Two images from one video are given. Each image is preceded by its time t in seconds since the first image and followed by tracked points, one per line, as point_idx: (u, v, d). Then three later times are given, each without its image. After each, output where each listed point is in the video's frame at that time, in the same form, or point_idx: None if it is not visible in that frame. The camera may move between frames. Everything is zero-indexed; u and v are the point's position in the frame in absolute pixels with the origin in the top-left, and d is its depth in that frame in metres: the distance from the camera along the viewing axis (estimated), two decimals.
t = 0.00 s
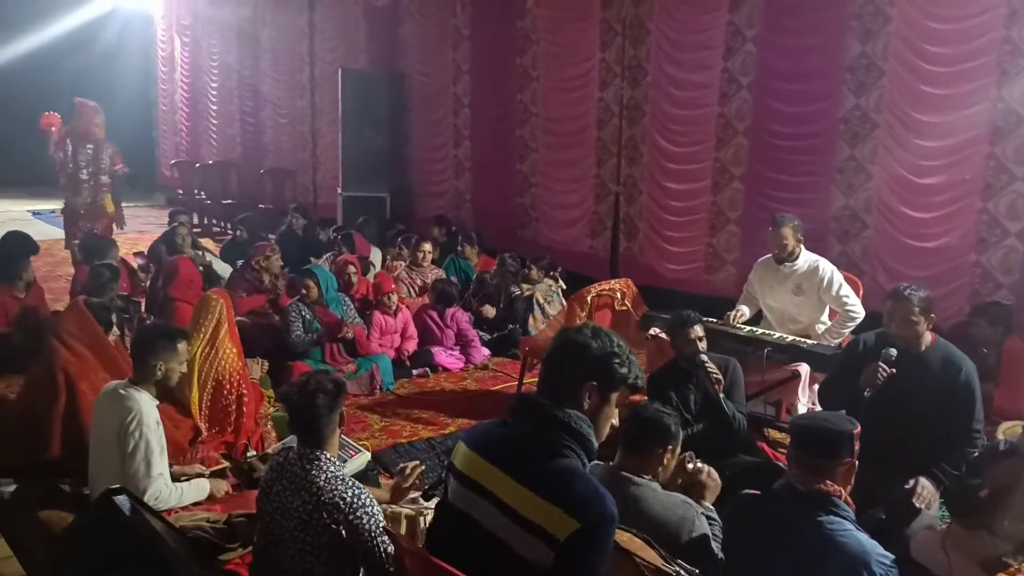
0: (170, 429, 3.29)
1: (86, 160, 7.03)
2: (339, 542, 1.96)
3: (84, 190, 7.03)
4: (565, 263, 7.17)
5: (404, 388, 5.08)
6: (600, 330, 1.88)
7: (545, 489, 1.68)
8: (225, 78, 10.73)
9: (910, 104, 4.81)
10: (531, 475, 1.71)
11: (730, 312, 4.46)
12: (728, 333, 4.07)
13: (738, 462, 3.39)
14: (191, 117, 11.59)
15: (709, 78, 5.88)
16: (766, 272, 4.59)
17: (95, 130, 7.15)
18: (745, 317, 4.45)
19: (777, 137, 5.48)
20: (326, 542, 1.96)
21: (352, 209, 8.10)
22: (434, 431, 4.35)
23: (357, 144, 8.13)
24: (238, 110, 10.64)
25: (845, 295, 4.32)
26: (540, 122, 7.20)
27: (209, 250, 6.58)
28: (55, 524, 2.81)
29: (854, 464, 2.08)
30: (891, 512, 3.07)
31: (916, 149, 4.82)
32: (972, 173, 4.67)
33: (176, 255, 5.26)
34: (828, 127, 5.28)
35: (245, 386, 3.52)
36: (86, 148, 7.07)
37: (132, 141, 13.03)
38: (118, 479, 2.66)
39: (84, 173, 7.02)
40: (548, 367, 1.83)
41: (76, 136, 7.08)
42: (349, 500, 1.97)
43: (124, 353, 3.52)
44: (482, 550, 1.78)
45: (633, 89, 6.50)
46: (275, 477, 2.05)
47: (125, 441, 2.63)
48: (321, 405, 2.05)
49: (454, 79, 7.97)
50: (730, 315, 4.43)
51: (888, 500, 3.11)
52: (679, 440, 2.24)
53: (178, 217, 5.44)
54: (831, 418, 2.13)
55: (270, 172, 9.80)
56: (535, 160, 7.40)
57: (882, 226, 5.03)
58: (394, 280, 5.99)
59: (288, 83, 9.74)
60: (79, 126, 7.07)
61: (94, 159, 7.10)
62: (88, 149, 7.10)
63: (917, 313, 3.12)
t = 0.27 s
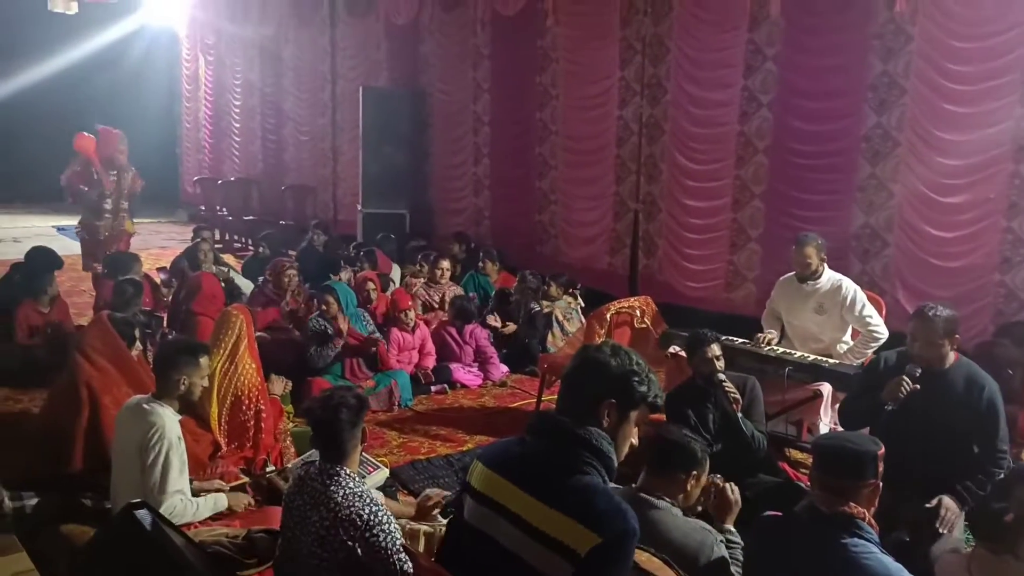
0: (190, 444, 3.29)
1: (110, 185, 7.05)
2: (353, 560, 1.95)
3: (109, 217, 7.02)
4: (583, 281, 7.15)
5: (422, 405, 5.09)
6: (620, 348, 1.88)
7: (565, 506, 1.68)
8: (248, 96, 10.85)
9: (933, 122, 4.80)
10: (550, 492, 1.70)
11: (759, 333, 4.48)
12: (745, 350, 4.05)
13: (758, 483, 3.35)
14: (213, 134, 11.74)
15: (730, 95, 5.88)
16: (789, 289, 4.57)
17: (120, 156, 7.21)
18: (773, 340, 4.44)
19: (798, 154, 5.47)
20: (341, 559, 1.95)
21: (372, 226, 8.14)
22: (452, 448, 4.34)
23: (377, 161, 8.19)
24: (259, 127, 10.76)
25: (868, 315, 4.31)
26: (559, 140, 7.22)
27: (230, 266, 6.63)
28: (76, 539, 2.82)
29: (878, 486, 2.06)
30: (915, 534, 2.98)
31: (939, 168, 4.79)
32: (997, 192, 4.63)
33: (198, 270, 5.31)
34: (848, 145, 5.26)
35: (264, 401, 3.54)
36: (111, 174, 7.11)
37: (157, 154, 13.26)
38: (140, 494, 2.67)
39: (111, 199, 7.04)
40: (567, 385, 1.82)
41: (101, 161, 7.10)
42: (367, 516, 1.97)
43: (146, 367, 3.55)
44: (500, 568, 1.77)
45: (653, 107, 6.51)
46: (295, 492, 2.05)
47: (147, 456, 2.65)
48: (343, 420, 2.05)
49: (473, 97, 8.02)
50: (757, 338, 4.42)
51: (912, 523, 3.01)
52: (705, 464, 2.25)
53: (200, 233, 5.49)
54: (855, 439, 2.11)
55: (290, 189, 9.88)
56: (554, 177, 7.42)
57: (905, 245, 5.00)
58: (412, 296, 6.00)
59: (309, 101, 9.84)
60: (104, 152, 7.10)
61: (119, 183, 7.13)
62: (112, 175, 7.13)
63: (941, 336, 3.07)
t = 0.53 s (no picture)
0: (205, 442, 3.31)
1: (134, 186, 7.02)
2: (368, 556, 1.96)
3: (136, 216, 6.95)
4: (596, 282, 7.14)
5: (434, 404, 5.10)
6: (631, 348, 1.88)
7: (578, 506, 1.67)
8: (262, 96, 10.89)
9: (949, 123, 4.77)
10: (563, 492, 1.70)
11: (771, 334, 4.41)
12: (759, 352, 4.08)
13: (772, 485, 3.35)
14: (228, 134, 11.80)
15: (744, 96, 5.86)
16: (807, 288, 4.54)
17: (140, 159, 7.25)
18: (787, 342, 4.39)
19: (813, 155, 5.45)
20: (356, 556, 1.96)
21: (384, 226, 8.16)
22: (464, 448, 4.34)
23: (390, 161, 8.20)
24: (273, 127, 10.81)
25: (885, 317, 4.31)
26: (573, 141, 7.22)
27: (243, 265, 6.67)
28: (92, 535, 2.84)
29: (894, 490, 2.05)
30: (930, 537, 3.02)
31: (955, 169, 4.77)
32: (1014, 194, 4.55)
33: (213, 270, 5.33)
34: (864, 146, 5.23)
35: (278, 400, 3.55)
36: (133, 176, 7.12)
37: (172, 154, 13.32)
38: (155, 491, 2.68)
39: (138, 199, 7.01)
40: (580, 384, 1.82)
41: (123, 163, 7.11)
42: (380, 515, 1.97)
43: (162, 366, 3.57)
44: (513, 568, 1.77)
45: (666, 108, 6.50)
46: (309, 492, 2.06)
47: (162, 453, 2.66)
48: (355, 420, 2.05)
49: (486, 98, 8.02)
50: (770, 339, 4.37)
51: (927, 527, 3.05)
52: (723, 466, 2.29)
53: (216, 232, 5.52)
54: (871, 443, 2.10)
55: (304, 189, 9.92)
56: (566, 178, 7.41)
57: (921, 247, 4.98)
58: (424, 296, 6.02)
59: (322, 101, 9.87)
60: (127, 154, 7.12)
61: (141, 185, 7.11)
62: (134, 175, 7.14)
63: (959, 341, 3.05)
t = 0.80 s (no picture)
0: (213, 441, 3.36)
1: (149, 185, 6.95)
2: (376, 558, 1.95)
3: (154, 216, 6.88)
4: (604, 282, 7.14)
5: (442, 404, 5.10)
6: (639, 348, 1.87)
7: (587, 508, 1.67)
8: (272, 96, 10.91)
9: (962, 124, 4.76)
10: (572, 493, 1.70)
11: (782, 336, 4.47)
12: (769, 352, 4.05)
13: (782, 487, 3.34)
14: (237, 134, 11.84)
15: (755, 97, 5.84)
16: (818, 290, 4.53)
17: (151, 158, 7.10)
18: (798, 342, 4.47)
19: (824, 156, 5.43)
20: (365, 559, 1.95)
21: (393, 226, 8.16)
22: (472, 448, 4.34)
23: (399, 161, 8.20)
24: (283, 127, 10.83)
25: (896, 319, 4.27)
26: (582, 141, 7.21)
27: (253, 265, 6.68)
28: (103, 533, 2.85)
29: (906, 493, 2.03)
30: (940, 540, 3.00)
31: (968, 170, 4.74)
32: None
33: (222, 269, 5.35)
34: (875, 147, 5.21)
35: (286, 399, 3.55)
36: (145, 175, 7.02)
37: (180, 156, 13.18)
38: (166, 489, 2.70)
39: (155, 198, 6.95)
40: (588, 384, 1.82)
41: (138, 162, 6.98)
42: (388, 516, 1.97)
43: (171, 364, 3.56)
44: (523, 568, 1.77)
45: (676, 108, 6.48)
46: (317, 492, 2.07)
47: (173, 451, 2.67)
48: (363, 421, 2.05)
49: (496, 98, 8.02)
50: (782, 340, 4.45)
51: (938, 530, 3.03)
52: (736, 469, 2.33)
53: (226, 231, 5.53)
54: (883, 445, 2.09)
55: (313, 188, 9.95)
56: (576, 178, 7.41)
57: (932, 249, 4.97)
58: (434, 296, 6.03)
59: (332, 101, 9.89)
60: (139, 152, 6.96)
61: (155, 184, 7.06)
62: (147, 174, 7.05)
63: (966, 341, 3.05)
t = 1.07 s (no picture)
0: (210, 431, 3.32)
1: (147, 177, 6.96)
2: (374, 549, 1.95)
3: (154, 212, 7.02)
4: (601, 274, 7.15)
5: (439, 395, 5.10)
6: (636, 339, 1.88)
7: (587, 500, 1.67)
8: (268, 87, 10.87)
9: (960, 117, 4.75)
10: (572, 485, 1.70)
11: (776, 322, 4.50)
12: (767, 344, 4.04)
13: (779, 478, 3.31)
14: (234, 124, 11.82)
15: (753, 89, 5.84)
16: (817, 282, 4.55)
17: (148, 148, 7.14)
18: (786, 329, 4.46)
19: (821, 148, 5.43)
20: (363, 551, 1.95)
21: (390, 217, 8.15)
22: (469, 439, 4.35)
23: (396, 152, 8.18)
24: (279, 117, 10.80)
25: (893, 312, 4.27)
26: (580, 133, 7.19)
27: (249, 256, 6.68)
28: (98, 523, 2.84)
29: (903, 486, 2.05)
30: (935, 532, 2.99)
31: (965, 161, 4.74)
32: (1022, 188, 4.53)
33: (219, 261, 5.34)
34: (873, 139, 5.21)
35: (284, 390, 3.55)
36: (147, 167, 7.07)
37: (177, 146, 13.23)
38: (160, 478, 2.69)
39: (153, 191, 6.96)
40: (585, 376, 1.82)
41: (133, 153, 7.02)
42: (384, 507, 1.96)
43: (169, 356, 3.58)
44: (523, 560, 1.78)
45: (674, 100, 6.47)
46: (314, 484, 2.07)
47: (169, 442, 2.67)
48: (359, 412, 2.05)
49: (493, 89, 8.00)
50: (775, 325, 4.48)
51: (934, 522, 3.02)
52: (736, 464, 2.36)
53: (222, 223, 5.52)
54: (882, 438, 2.09)
55: (310, 179, 9.93)
56: (573, 170, 7.40)
57: (928, 240, 4.97)
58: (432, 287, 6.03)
59: (329, 92, 9.87)
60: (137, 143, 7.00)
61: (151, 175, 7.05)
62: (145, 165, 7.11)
63: (958, 335, 3.05)
